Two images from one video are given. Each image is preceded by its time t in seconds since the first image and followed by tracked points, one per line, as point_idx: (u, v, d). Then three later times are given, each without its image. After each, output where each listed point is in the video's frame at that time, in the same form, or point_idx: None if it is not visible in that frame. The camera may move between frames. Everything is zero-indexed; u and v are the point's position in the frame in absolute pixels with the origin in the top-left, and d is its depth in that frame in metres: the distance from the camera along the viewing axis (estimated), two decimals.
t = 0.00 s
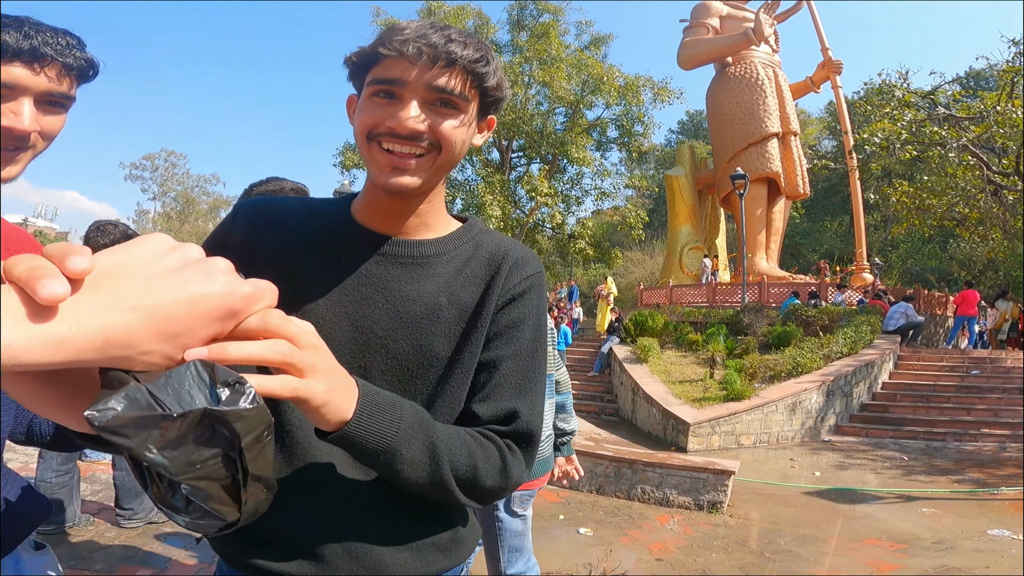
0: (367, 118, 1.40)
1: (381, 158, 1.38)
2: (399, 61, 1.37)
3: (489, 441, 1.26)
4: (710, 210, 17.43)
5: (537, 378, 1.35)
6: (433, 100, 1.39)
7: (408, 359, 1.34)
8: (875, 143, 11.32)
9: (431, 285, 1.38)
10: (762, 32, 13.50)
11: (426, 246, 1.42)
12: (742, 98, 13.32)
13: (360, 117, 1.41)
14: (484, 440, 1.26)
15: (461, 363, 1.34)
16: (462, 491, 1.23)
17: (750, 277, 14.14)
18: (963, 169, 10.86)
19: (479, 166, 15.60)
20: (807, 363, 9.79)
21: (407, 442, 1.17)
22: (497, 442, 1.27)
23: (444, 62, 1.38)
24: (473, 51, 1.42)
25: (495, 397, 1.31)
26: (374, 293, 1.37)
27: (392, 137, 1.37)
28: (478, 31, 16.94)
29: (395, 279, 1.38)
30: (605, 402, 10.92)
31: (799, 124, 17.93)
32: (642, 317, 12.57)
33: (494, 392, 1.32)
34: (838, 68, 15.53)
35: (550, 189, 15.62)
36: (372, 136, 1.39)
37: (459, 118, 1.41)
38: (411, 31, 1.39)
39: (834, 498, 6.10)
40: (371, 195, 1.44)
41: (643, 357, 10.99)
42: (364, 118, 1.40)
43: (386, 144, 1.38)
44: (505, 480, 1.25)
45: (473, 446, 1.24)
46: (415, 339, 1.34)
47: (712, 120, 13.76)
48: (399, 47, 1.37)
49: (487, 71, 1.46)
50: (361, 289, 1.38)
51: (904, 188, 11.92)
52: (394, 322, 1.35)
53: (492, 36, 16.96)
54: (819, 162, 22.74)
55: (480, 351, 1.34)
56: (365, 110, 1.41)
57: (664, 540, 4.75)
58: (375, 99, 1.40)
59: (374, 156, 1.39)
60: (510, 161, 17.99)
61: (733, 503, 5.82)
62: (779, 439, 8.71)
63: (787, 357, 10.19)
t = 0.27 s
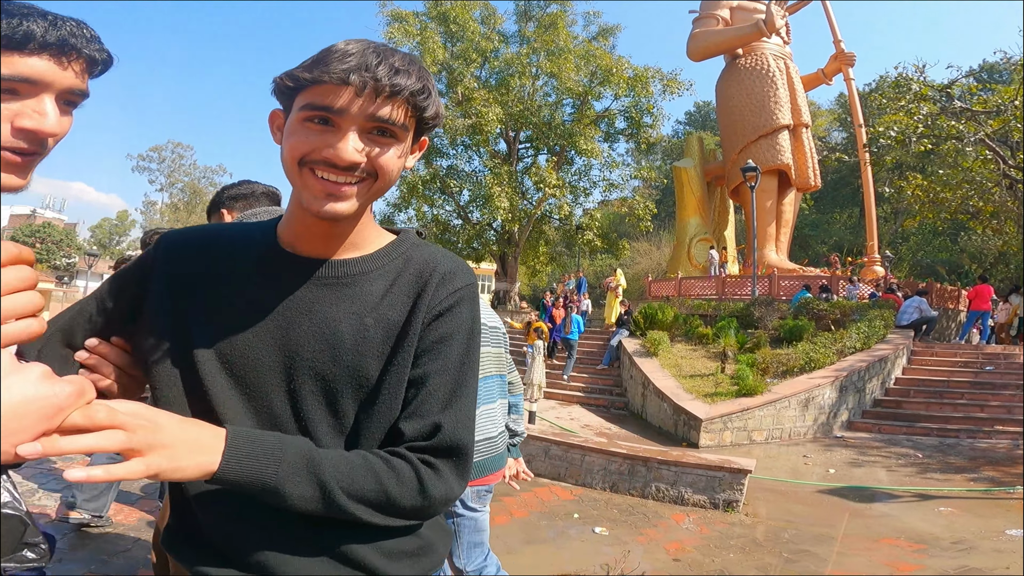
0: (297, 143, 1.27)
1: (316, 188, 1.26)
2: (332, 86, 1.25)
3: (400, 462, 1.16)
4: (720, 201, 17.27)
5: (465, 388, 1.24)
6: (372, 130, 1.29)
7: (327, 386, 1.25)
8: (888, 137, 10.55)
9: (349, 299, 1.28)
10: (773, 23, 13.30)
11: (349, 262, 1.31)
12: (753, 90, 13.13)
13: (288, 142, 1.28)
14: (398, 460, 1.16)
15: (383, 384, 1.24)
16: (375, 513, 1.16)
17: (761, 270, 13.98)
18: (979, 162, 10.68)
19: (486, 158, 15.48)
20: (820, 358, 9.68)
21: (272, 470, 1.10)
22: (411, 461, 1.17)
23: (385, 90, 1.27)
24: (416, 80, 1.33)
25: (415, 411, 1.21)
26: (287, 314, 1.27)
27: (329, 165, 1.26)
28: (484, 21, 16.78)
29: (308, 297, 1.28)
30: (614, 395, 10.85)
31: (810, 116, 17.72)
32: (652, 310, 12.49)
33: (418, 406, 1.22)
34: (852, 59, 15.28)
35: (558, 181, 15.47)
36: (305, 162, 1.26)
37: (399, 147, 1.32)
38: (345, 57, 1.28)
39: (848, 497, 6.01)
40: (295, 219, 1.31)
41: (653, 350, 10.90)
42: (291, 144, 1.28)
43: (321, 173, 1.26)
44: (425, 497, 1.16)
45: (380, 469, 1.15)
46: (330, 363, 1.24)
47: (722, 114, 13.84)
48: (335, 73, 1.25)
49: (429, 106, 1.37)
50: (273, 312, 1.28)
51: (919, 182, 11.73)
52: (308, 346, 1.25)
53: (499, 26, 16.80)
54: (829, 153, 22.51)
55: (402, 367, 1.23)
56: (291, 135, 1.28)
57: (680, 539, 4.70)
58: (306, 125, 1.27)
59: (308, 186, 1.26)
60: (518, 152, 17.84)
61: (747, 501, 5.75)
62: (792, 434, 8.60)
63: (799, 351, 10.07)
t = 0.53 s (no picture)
0: (184, 122, 1.07)
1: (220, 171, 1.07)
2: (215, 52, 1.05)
3: (363, 433, 1.04)
4: (724, 196, 17.13)
5: (412, 336, 1.14)
6: (266, 100, 1.08)
7: (264, 370, 1.10)
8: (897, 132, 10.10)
9: (286, 266, 1.12)
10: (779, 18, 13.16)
11: (272, 227, 1.14)
12: (758, 85, 12.98)
13: (171, 118, 1.08)
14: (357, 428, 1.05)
15: (324, 356, 1.10)
16: (365, 488, 1.06)
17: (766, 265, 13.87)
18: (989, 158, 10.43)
19: (490, 153, 15.38)
20: (827, 354, 9.56)
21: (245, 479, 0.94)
22: (373, 425, 1.06)
23: (276, 55, 1.07)
24: (312, 42, 1.13)
25: (364, 372, 1.10)
26: (211, 295, 1.10)
27: (223, 146, 1.06)
28: (487, 15, 16.66)
29: (237, 270, 1.11)
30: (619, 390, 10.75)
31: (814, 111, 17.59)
32: (657, 304, 12.40)
33: (369, 365, 1.11)
34: (858, 54, 15.13)
35: (562, 175, 15.38)
36: (195, 145, 1.07)
37: (299, 118, 1.12)
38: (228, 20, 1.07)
39: (860, 493, 5.90)
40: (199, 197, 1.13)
41: (659, 345, 10.78)
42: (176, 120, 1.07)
43: (216, 152, 1.07)
44: (403, 457, 1.08)
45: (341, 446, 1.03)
46: (272, 343, 1.09)
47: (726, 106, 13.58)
48: (220, 46, 1.05)
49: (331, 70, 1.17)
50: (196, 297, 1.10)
51: (926, 177, 11.61)
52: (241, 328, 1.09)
53: (502, 20, 16.68)
54: (834, 149, 22.36)
55: (350, 330, 1.11)
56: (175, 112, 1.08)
57: (693, 536, 4.59)
58: (191, 98, 1.06)
59: (208, 169, 1.07)
60: (521, 147, 17.76)
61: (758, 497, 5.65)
62: (800, 430, 8.48)
63: (807, 346, 9.95)
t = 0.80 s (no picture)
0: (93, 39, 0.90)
1: (135, 98, 0.93)
2: None
3: (285, 388, 1.00)
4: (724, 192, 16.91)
5: (325, 290, 1.12)
6: (194, 35, 0.96)
7: (172, 313, 0.98)
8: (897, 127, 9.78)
9: (199, 203, 1.03)
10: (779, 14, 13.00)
11: (181, 164, 1.04)
12: (759, 80, 12.78)
13: (81, 46, 0.90)
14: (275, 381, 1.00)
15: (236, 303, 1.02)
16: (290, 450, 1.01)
17: (767, 262, 13.68)
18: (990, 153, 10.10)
19: (488, 149, 15.18)
20: (831, 348, 9.38)
21: (178, 432, 0.87)
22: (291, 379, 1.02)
23: None
24: None
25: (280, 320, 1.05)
26: (109, 223, 0.95)
27: (140, 74, 0.92)
28: (485, 10, 16.47)
29: (146, 199, 0.98)
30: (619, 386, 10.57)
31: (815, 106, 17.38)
32: (657, 300, 12.22)
33: (285, 314, 1.06)
34: (858, 49, 14.92)
35: (561, 172, 15.17)
36: (105, 70, 0.91)
37: (228, 62, 1.01)
38: None
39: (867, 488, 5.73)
40: (96, 125, 0.98)
41: (659, 341, 10.60)
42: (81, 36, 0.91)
43: (128, 82, 0.92)
44: (322, 416, 1.06)
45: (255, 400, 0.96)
46: (189, 283, 0.98)
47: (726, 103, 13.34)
48: None
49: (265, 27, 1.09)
50: (91, 225, 0.94)
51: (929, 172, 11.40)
52: (150, 264, 0.96)
53: (501, 16, 16.50)
54: (833, 147, 22.20)
55: (268, 276, 1.06)
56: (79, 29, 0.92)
57: (697, 533, 4.42)
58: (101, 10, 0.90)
59: (116, 94, 0.92)
60: (520, 144, 17.55)
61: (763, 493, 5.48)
62: (804, 426, 8.30)
63: (809, 341, 9.77)
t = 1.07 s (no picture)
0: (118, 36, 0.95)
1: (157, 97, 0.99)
2: None
3: (269, 365, 1.09)
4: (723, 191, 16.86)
5: (289, 286, 1.22)
6: (218, 39, 1.04)
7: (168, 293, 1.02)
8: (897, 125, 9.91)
9: (190, 196, 1.08)
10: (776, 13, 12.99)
11: (173, 158, 1.10)
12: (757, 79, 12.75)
13: (107, 38, 0.95)
14: (257, 362, 1.07)
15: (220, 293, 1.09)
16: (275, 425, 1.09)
17: (765, 260, 13.62)
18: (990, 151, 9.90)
19: (487, 148, 15.11)
20: (830, 346, 9.36)
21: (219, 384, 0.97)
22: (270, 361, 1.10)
23: None
24: None
25: (254, 309, 1.13)
26: (111, 204, 0.98)
27: (160, 76, 0.98)
28: (483, 9, 16.41)
29: (148, 190, 1.03)
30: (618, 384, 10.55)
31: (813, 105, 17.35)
32: (656, 298, 12.19)
33: (258, 305, 1.14)
34: (856, 49, 14.88)
35: (560, 171, 15.12)
36: (127, 66, 0.96)
37: (243, 64, 1.09)
38: None
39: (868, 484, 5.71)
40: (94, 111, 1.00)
41: (658, 339, 10.57)
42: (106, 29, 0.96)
43: (147, 80, 0.98)
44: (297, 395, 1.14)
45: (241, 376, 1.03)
46: (189, 273, 1.03)
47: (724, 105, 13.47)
48: None
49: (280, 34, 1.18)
50: (101, 207, 0.97)
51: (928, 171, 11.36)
52: (157, 250, 1.01)
53: (499, 15, 16.46)
54: (831, 146, 22.15)
55: (247, 269, 1.13)
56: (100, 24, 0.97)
57: (699, 530, 4.40)
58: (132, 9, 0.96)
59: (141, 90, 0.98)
60: (518, 143, 17.49)
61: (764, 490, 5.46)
62: (803, 424, 8.26)
63: (809, 339, 9.75)
